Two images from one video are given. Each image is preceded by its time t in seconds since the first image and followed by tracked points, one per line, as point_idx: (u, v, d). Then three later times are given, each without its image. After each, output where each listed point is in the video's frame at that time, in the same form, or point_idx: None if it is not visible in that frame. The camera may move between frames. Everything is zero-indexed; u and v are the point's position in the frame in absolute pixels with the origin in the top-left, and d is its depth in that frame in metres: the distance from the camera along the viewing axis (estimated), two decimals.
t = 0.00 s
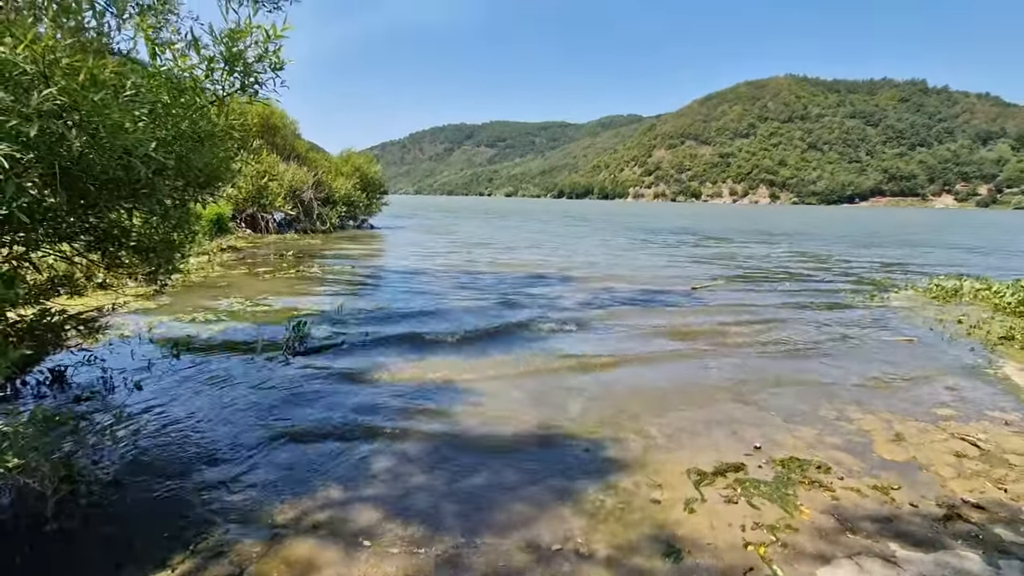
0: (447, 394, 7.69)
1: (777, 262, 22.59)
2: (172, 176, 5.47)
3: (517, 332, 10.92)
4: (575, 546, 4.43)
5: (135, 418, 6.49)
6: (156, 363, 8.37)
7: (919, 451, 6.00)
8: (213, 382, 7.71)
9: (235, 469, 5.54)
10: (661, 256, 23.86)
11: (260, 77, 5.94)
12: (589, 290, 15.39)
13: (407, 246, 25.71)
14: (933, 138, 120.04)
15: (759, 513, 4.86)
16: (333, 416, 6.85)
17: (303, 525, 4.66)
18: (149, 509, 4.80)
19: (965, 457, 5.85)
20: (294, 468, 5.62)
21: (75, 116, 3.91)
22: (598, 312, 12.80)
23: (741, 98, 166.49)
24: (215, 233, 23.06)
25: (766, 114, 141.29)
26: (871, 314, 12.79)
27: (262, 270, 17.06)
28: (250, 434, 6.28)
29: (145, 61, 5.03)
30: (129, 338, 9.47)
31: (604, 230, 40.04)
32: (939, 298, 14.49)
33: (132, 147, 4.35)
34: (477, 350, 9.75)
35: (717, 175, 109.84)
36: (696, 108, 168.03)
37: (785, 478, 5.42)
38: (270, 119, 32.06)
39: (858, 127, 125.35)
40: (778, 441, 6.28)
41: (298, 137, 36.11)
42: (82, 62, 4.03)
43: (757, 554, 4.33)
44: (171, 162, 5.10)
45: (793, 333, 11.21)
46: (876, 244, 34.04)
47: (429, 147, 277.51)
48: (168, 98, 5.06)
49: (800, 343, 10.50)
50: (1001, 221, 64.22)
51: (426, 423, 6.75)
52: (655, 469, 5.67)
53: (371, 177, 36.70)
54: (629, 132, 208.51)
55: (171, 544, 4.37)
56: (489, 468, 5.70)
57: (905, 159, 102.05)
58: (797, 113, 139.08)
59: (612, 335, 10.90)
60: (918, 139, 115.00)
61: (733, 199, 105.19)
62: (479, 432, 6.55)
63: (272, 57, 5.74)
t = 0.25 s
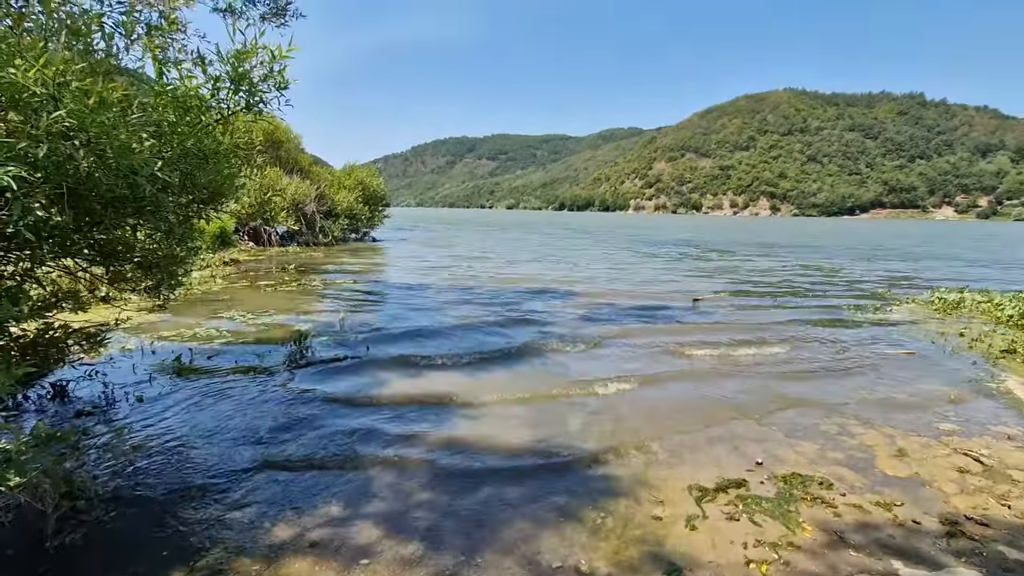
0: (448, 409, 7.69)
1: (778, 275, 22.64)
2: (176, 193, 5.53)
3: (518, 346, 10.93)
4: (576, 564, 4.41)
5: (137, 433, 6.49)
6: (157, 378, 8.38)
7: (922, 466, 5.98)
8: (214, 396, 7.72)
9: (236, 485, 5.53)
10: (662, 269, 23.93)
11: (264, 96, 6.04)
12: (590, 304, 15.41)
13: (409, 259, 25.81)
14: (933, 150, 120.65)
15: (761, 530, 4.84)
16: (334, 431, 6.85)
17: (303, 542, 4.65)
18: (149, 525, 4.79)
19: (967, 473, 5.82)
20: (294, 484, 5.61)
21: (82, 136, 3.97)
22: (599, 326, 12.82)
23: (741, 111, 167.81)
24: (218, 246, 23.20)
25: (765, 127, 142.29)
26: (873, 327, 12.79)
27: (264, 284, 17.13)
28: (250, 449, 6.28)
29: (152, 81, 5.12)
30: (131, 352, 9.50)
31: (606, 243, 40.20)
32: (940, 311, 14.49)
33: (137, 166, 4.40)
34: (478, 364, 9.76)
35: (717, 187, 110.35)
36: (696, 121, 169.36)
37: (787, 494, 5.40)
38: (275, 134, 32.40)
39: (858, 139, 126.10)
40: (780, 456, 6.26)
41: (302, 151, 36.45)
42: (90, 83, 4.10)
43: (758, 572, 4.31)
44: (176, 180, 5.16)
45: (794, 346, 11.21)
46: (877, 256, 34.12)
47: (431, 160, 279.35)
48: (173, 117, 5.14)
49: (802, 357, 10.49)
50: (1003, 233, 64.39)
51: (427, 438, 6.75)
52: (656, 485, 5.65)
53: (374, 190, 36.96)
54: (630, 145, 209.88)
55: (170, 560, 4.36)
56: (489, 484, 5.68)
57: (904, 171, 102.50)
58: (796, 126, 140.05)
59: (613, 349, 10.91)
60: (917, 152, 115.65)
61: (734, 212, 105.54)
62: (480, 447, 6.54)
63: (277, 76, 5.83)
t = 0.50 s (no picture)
0: (450, 422, 7.69)
1: (780, 287, 22.65)
2: (182, 208, 5.61)
3: (520, 359, 10.93)
4: None
5: (139, 446, 6.49)
6: (159, 391, 8.38)
7: (926, 480, 5.94)
8: (215, 410, 7.73)
9: (237, 500, 5.52)
10: (664, 281, 23.97)
11: (270, 113, 6.13)
12: (592, 316, 15.43)
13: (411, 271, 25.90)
14: (933, 161, 121.05)
15: (764, 545, 4.81)
16: (335, 445, 6.84)
17: (304, 557, 4.64)
18: (150, 539, 4.79)
19: (972, 488, 5.78)
20: (295, 498, 5.60)
21: (90, 154, 4.05)
22: (601, 338, 12.82)
23: (741, 123, 168.80)
24: (221, 258, 23.31)
25: (766, 139, 143.06)
26: (876, 339, 12.77)
27: (266, 296, 17.20)
28: (251, 463, 6.28)
29: (159, 98, 5.21)
30: (133, 365, 9.54)
31: (607, 254, 40.29)
32: (944, 323, 14.47)
33: (144, 182, 4.47)
34: (480, 377, 9.75)
35: (719, 199, 110.79)
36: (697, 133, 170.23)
37: (790, 509, 5.37)
38: (279, 147, 32.70)
39: (858, 151, 126.61)
40: (782, 471, 6.23)
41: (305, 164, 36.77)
42: (100, 103, 4.18)
43: None
44: (182, 196, 5.23)
45: (797, 359, 11.19)
46: (879, 267, 34.13)
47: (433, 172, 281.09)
48: (180, 134, 5.22)
49: (804, 369, 10.46)
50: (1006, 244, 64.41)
51: (428, 452, 6.73)
52: (658, 500, 5.63)
53: (377, 202, 37.21)
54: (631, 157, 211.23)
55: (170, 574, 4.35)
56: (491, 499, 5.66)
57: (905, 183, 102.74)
58: (796, 137, 140.76)
59: (615, 362, 10.90)
60: (918, 163, 116.00)
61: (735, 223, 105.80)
62: (481, 461, 6.53)
63: (282, 94, 5.92)
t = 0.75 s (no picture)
0: (451, 429, 7.69)
1: (782, 292, 22.64)
2: (186, 216, 5.64)
3: (522, 365, 10.92)
4: None
5: (141, 454, 6.49)
6: (162, 398, 8.39)
7: (930, 488, 5.91)
8: (217, 418, 7.74)
9: (239, 508, 5.52)
10: (665, 287, 23.98)
11: (273, 122, 6.18)
12: (594, 322, 15.43)
13: (413, 277, 25.95)
14: (935, 167, 121.06)
15: (767, 554, 4.79)
16: (337, 453, 6.84)
17: (305, 566, 4.63)
18: (151, 547, 4.79)
19: (977, 496, 5.75)
20: (296, 506, 5.61)
21: (94, 163, 4.08)
22: (603, 343, 12.81)
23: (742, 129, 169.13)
24: (224, 265, 23.41)
25: (767, 145, 143.28)
26: (878, 345, 12.75)
27: (269, 302, 17.25)
28: (253, 471, 6.28)
29: (164, 107, 5.26)
30: (136, 372, 9.57)
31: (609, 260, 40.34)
32: (947, 329, 14.44)
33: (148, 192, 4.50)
34: (482, 383, 9.75)
35: (721, 204, 110.89)
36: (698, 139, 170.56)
37: (793, 518, 5.35)
38: (282, 154, 32.89)
39: (860, 156, 126.63)
40: (785, 479, 6.20)
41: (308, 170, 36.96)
42: (106, 112, 4.22)
43: None
44: (186, 204, 5.26)
45: (799, 365, 11.17)
46: (882, 273, 34.08)
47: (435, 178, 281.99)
48: (184, 143, 5.26)
49: (807, 375, 10.44)
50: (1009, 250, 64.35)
51: (430, 460, 6.73)
52: (660, 508, 5.61)
53: (379, 208, 37.35)
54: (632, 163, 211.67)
55: None
56: (492, 508, 5.65)
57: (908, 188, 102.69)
58: (798, 143, 140.95)
59: (617, 368, 10.89)
60: (920, 168, 115.95)
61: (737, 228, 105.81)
62: (483, 469, 6.52)
63: (285, 102, 5.97)
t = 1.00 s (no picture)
0: (454, 437, 7.68)
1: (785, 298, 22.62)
2: (191, 225, 5.67)
3: (524, 372, 10.92)
4: None
5: (144, 462, 6.50)
6: (164, 406, 8.40)
7: (935, 497, 5.87)
8: (221, 426, 7.76)
9: (242, 517, 5.53)
10: (668, 293, 23.98)
11: (277, 131, 6.23)
12: (597, 328, 15.43)
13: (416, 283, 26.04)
14: (938, 171, 120.93)
15: (771, 564, 4.76)
16: (339, 460, 6.85)
17: None
18: (155, 556, 4.79)
19: (982, 505, 5.71)
20: (298, 515, 5.60)
21: (99, 174, 4.11)
22: (606, 350, 12.80)
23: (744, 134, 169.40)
24: (228, 271, 23.53)
25: (769, 150, 143.44)
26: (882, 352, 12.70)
27: (272, 309, 17.32)
28: (256, 480, 6.29)
29: (169, 117, 5.30)
30: (140, 380, 9.60)
31: (611, 266, 40.37)
32: (951, 334, 14.39)
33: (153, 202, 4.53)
34: (484, 390, 9.75)
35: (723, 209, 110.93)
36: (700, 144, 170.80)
37: (797, 527, 5.31)
38: (286, 161, 33.10)
39: (863, 161, 126.58)
40: (789, 487, 6.17)
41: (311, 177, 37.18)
42: (112, 125, 4.26)
43: None
44: (190, 213, 5.29)
45: (802, 371, 11.14)
46: (885, 278, 33.99)
47: (438, 185, 282.97)
48: (188, 152, 5.29)
49: (810, 382, 10.40)
50: (1013, 255, 64.22)
51: (432, 468, 6.72)
52: (663, 517, 5.58)
53: (382, 215, 37.52)
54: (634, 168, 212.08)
55: None
56: (494, 517, 5.64)
57: (911, 193, 102.55)
58: (800, 148, 141.06)
59: (619, 374, 10.88)
60: (923, 173, 115.83)
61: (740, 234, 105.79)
62: (485, 477, 6.51)
63: (288, 112, 6.02)
